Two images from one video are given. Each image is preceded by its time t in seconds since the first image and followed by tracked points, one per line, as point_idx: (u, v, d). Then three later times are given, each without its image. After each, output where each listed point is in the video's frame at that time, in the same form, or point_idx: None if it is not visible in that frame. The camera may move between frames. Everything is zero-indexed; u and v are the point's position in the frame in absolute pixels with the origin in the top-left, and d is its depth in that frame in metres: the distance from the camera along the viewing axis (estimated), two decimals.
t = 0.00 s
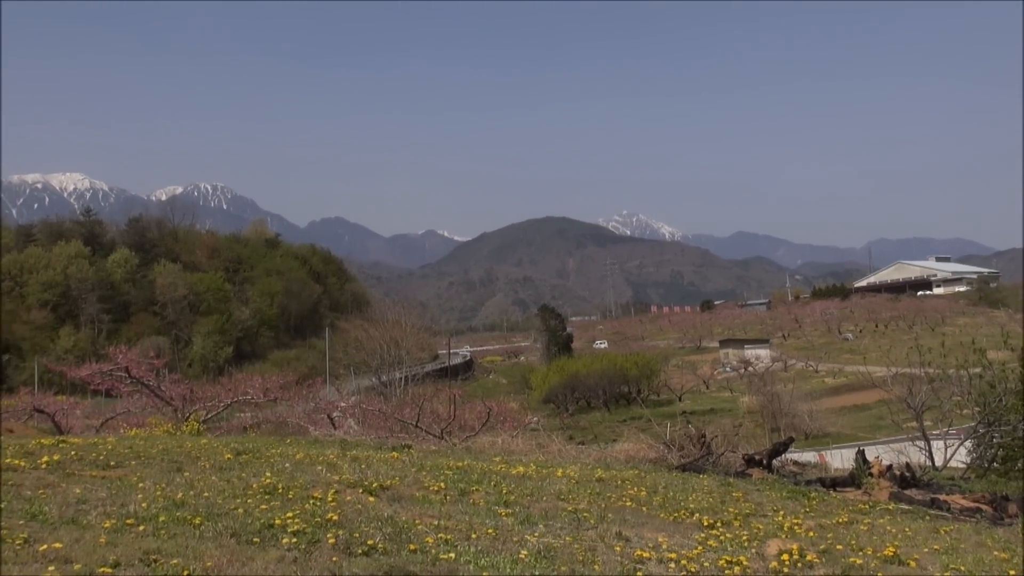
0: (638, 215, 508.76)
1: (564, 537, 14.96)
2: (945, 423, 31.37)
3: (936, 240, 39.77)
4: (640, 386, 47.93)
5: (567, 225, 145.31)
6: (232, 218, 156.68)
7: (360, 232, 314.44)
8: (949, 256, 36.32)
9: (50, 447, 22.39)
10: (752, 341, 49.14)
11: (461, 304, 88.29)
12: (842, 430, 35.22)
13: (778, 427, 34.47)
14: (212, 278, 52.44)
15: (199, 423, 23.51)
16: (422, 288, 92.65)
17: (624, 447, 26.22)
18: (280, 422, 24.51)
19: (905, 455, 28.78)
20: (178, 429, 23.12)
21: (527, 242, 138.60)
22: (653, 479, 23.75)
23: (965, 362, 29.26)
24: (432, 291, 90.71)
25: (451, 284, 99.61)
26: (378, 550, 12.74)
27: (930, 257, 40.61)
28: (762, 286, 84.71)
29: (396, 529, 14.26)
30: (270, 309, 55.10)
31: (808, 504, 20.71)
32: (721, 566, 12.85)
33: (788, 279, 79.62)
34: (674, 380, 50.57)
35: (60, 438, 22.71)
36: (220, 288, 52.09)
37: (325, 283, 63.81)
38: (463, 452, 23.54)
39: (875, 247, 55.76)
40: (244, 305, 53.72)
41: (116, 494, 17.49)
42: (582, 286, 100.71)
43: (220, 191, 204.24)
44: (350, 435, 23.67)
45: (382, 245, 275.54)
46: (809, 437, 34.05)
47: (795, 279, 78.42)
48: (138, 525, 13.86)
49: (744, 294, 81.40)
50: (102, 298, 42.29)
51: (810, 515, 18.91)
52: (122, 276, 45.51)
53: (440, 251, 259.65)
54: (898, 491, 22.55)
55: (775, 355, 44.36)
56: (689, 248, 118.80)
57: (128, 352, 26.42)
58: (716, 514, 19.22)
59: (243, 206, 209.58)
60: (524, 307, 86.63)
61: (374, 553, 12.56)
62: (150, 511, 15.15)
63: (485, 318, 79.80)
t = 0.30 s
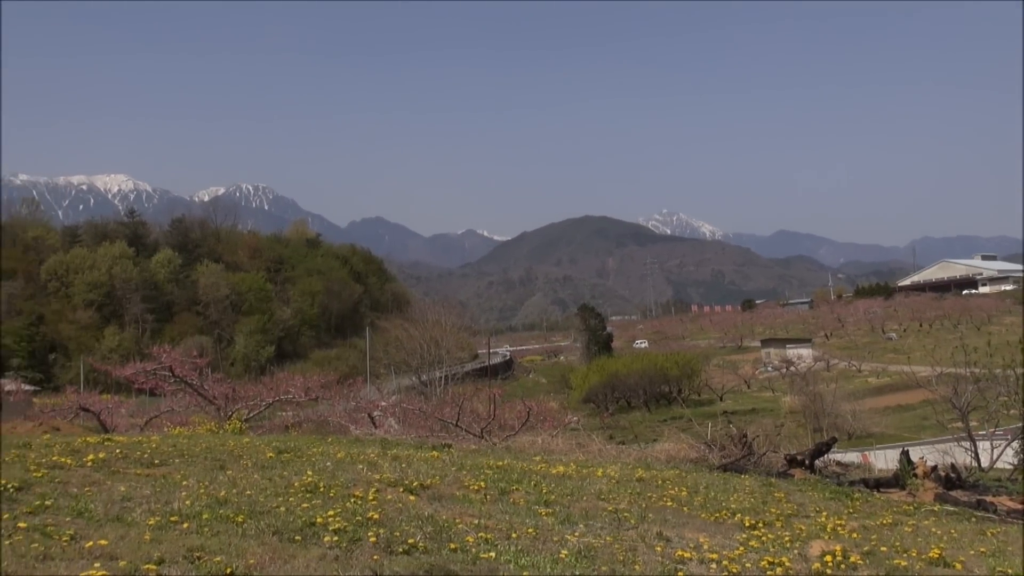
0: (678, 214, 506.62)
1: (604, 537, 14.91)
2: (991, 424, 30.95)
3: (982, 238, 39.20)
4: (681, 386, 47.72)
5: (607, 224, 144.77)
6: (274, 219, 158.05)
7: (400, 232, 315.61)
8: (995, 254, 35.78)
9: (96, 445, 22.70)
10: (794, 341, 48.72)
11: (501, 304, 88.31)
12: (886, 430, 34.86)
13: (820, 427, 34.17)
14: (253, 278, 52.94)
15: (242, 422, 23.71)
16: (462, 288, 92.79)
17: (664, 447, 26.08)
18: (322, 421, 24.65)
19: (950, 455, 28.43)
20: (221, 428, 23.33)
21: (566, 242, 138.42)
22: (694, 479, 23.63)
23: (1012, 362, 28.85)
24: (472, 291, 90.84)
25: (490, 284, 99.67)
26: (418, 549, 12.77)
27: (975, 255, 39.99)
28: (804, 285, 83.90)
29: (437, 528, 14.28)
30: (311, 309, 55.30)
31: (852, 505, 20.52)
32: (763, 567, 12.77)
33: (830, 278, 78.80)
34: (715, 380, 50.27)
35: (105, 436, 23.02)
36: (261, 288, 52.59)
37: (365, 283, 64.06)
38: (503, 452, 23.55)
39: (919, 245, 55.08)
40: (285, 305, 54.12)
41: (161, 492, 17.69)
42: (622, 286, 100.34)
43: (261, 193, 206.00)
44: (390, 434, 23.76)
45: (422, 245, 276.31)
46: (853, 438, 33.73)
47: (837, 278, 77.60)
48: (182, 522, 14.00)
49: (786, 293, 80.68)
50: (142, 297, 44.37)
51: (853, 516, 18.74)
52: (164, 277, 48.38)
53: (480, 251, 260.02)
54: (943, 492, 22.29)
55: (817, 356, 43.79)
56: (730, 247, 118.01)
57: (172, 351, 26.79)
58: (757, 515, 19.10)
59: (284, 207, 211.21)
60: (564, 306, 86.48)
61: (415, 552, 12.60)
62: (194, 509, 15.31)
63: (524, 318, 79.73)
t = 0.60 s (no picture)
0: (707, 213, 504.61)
1: (633, 537, 14.88)
2: None
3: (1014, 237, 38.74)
4: (709, 386, 47.54)
5: (635, 223, 144.38)
6: (303, 219, 158.86)
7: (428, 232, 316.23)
8: None
9: (127, 443, 22.87)
10: (824, 340, 48.42)
11: (529, 304, 88.26)
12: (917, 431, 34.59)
13: (850, 427, 33.96)
14: (282, 278, 53.17)
15: (271, 421, 23.81)
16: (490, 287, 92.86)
17: (693, 447, 25.97)
18: (351, 420, 24.70)
19: (982, 456, 28.15)
20: (251, 427, 23.44)
21: (594, 241, 138.18)
22: (723, 479, 23.55)
23: None
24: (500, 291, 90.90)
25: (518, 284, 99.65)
26: (446, 548, 12.78)
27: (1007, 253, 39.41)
28: (834, 284, 83.28)
29: (465, 528, 14.29)
30: (340, 309, 54.90)
31: (882, 506, 20.38)
32: (792, 568, 12.70)
33: (861, 277, 78.18)
34: (744, 380, 50.05)
35: (135, 434, 23.21)
36: (289, 288, 52.74)
37: (393, 282, 64.16)
38: (531, 451, 23.56)
39: (950, 244, 54.55)
40: (314, 304, 54.33)
41: (190, 490, 17.82)
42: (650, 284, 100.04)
43: (290, 194, 207.22)
44: (419, 434, 23.79)
45: (450, 245, 276.67)
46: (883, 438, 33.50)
47: (868, 276, 76.96)
48: (212, 520, 14.08)
49: (816, 292, 80.12)
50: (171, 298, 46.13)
51: (882, 517, 18.63)
52: (196, 277, 50.87)
53: (508, 250, 260.14)
54: (975, 493, 22.09)
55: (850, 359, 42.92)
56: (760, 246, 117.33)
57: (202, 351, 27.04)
58: (787, 515, 19.02)
59: (313, 207, 212.23)
60: (592, 305, 86.34)
61: (443, 551, 12.63)
62: (223, 507, 15.40)
63: (552, 317, 79.66)
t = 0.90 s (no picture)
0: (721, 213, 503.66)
1: (646, 537, 14.87)
2: None
3: None
4: (723, 386, 47.47)
5: (649, 222, 144.07)
6: (318, 218, 159.32)
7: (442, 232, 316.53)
8: None
9: (141, 443, 22.95)
10: (838, 340, 48.28)
11: (542, 304, 88.21)
12: (932, 431, 34.46)
13: (865, 427, 33.87)
14: (296, 278, 53.29)
15: (284, 420, 23.83)
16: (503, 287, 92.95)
17: (706, 447, 25.90)
18: (364, 420, 24.71)
19: (998, 456, 28.02)
20: (264, 426, 23.49)
21: (608, 241, 138.09)
22: (736, 480, 23.52)
23: None
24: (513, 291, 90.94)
25: (532, 284, 99.72)
26: (460, 548, 12.80)
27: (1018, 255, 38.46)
28: (849, 284, 82.94)
29: (478, 527, 14.31)
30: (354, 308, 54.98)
31: (897, 506, 20.31)
32: (805, 568, 12.67)
33: (876, 277, 77.87)
34: (758, 380, 49.94)
35: (150, 433, 23.28)
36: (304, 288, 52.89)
37: (407, 283, 64.20)
38: (544, 451, 23.57)
39: (966, 244, 54.27)
40: (328, 304, 54.38)
41: (204, 490, 17.88)
42: (664, 284, 99.93)
43: (303, 194, 207.81)
44: (432, 433, 23.83)
45: (463, 245, 276.82)
46: (898, 438, 33.40)
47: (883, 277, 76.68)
48: (226, 520, 14.13)
49: (830, 292, 79.82)
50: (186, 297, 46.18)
51: (898, 518, 18.57)
52: (211, 276, 51.24)
53: (522, 249, 260.26)
54: (990, 495, 22.00)
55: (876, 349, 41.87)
56: (774, 246, 116.99)
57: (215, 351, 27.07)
58: (801, 516, 18.97)
59: (326, 207, 213.06)
60: (605, 305, 86.31)
61: (456, 551, 12.64)
62: (237, 507, 15.44)
63: (566, 317, 79.71)
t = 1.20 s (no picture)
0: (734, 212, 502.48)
1: (659, 537, 14.85)
2: None
3: None
4: (737, 386, 47.40)
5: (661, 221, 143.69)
6: (331, 218, 159.87)
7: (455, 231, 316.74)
8: None
9: (155, 443, 23.05)
10: (852, 339, 48.13)
11: (555, 304, 88.17)
12: (946, 431, 34.32)
13: (879, 427, 33.76)
14: (309, 278, 53.39)
15: (298, 420, 23.81)
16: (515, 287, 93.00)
17: (720, 447, 25.81)
18: (377, 420, 24.65)
19: (1014, 456, 27.87)
20: (278, 426, 23.53)
21: (621, 240, 137.96)
22: (750, 480, 23.50)
23: None
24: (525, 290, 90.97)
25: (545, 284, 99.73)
26: (473, 547, 12.81)
27: None
28: (863, 283, 82.64)
29: (491, 527, 14.31)
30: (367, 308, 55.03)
31: (912, 506, 20.23)
32: (820, 568, 12.64)
33: (890, 276, 77.59)
34: (772, 379, 49.83)
35: (164, 433, 23.34)
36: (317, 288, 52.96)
37: (420, 282, 64.23)
38: (557, 450, 23.58)
39: (981, 243, 53.98)
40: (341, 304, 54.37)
41: (218, 489, 17.94)
42: (677, 284, 99.80)
43: (316, 194, 208.40)
44: (445, 432, 23.85)
45: (476, 245, 276.87)
46: (913, 438, 33.28)
47: (898, 276, 76.42)
48: (240, 519, 14.18)
49: (844, 291, 79.55)
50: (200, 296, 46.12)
51: (913, 518, 18.50)
52: (224, 277, 51.38)
53: (534, 248, 260.24)
54: (1006, 495, 21.91)
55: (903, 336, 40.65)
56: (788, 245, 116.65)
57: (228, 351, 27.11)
58: (814, 516, 18.92)
59: (339, 207, 213.62)
60: (618, 304, 86.25)
61: (469, 550, 12.63)
62: (251, 506, 15.48)
63: (579, 317, 79.72)
